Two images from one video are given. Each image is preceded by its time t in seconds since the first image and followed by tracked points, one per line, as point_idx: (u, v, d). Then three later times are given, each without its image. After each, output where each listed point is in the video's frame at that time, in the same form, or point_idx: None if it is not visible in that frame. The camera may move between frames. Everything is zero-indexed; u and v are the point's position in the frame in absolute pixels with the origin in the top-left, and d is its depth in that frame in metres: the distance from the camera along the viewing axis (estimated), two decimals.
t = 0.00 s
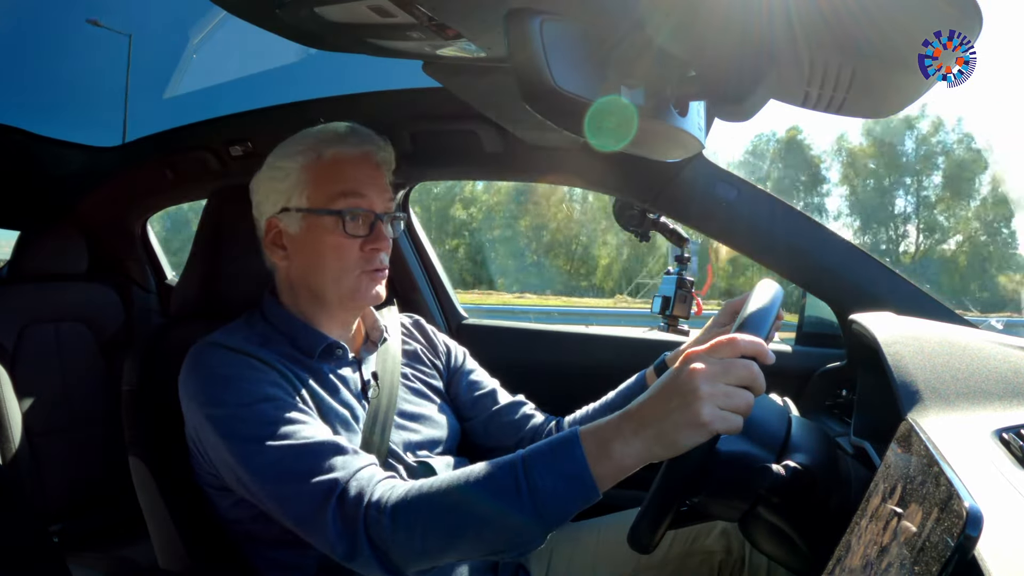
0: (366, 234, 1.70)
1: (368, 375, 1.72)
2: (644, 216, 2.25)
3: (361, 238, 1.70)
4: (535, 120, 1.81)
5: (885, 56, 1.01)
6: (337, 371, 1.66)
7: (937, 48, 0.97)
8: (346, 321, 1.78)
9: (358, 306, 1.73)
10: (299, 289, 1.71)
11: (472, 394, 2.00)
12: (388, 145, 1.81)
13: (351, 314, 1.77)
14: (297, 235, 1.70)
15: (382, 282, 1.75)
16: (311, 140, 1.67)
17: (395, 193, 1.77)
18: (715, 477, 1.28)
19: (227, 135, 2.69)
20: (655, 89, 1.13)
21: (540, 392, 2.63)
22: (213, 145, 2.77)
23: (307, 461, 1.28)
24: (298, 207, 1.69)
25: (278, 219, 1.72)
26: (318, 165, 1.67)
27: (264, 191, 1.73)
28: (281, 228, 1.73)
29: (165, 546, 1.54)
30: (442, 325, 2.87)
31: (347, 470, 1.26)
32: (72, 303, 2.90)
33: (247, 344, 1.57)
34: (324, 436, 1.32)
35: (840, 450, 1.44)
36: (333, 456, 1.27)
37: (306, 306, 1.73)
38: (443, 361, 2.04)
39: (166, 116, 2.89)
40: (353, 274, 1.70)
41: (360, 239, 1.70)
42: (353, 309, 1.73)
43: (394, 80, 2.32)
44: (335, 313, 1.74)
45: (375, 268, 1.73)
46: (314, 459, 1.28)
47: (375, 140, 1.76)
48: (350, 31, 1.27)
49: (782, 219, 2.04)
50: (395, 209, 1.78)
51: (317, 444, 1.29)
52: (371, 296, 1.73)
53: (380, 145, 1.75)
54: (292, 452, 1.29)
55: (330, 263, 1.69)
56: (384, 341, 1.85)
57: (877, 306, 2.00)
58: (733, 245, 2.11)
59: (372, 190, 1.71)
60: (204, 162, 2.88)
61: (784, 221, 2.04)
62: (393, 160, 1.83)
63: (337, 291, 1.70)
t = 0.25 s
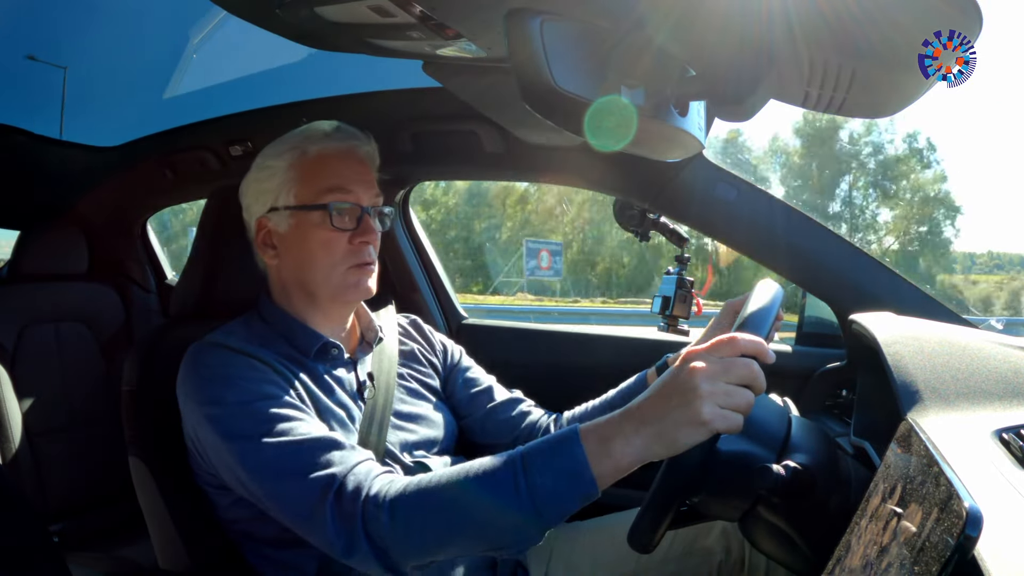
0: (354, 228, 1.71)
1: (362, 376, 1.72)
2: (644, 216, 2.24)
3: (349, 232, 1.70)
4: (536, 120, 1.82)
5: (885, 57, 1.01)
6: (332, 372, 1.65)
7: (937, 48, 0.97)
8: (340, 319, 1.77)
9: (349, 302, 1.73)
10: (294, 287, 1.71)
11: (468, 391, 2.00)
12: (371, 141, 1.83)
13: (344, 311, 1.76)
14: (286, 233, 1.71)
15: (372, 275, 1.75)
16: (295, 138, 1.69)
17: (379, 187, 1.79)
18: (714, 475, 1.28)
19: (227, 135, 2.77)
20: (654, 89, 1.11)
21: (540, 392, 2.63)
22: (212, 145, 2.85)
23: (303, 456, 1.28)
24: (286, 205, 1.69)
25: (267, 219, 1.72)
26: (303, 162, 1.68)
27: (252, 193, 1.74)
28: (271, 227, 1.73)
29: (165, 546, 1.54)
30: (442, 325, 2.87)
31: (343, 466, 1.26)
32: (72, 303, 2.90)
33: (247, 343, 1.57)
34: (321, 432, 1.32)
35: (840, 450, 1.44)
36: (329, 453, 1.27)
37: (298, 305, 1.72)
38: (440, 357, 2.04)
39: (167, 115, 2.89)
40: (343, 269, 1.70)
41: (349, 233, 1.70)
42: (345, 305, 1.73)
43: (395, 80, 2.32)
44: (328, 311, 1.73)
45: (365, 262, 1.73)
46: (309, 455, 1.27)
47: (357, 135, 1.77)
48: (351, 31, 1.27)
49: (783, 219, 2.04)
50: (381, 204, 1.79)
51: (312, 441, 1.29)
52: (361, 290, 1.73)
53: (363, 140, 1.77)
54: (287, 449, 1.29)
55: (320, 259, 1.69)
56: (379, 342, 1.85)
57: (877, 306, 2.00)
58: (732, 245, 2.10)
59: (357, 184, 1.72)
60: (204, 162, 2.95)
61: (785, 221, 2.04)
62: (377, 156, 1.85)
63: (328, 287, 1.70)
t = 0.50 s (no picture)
0: (348, 233, 1.70)
1: (364, 379, 1.73)
2: (644, 216, 2.21)
3: (343, 237, 1.70)
4: (535, 120, 1.82)
5: (885, 57, 1.01)
6: (336, 374, 1.66)
7: (937, 48, 0.97)
8: (343, 323, 1.77)
9: (346, 307, 1.72)
10: (293, 293, 1.70)
11: (466, 386, 2.01)
12: (371, 146, 1.82)
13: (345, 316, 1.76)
14: (282, 239, 1.71)
15: (369, 280, 1.73)
16: (289, 144, 1.69)
17: (377, 191, 1.77)
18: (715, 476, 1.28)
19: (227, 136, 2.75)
20: (654, 90, 1.10)
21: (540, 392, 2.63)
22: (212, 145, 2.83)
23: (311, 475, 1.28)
24: (281, 210, 1.70)
25: (265, 224, 1.73)
26: (296, 167, 1.68)
27: (252, 198, 1.75)
28: (269, 233, 1.73)
29: (165, 545, 1.55)
30: (442, 326, 2.87)
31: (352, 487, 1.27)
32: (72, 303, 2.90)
33: (251, 351, 1.56)
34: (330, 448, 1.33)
35: (840, 450, 1.43)
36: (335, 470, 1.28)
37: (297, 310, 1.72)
38: (434, 351, 2.04)
39: (167, 116, 2.89)
40: (337, 274, 1.69)
41: (342, 238, 1.70)
42: (342, 311, 1.72)
43: (395, 80, 2.32)
44: (326, 317, 1.73)
45: (361, 267, 1.72)
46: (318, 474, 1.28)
47: (354, 140, 1.76)
48: (351, 31, 1.27)
49: (783, 219, 2.04)
50: (379, 208, 1.78)
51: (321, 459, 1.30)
52: (358, 295, 1.72)
53: (359, 144, 1.76)
54: (298, 467, 1.30)
55: (313, 264, 1.69)
56: (380, 345, 1.85)
57: (877, 306, 2.00)
58: (733, 245, 2.11)
59: (351, 189, 1.71)
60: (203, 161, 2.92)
61: (785, 220, 2.04)
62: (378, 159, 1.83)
63: (323, 292, 1.69)
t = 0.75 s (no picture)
0: (325, 245, 1.68)
1: (364, 381, 1.73)
2: (644, 216, 2.24)
3: (319, 249, 1.67)
4: (535, 120, 1.81)
5: (885, 56, 1.01)
6: (336, 376, 1.66)
7: (937, 48, 0.97)
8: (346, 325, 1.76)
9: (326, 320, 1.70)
10: (280, 299, 1.70)
11: (468, 388, 2.01)
12: (366, 155, 1.75)
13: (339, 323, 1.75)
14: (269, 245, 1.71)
15: (347, 295, 1.70)
16: (272, 151, 1.68)
17: (361, 199, 1.71)
18: (716, 478, 1.28)
19: (227, 134, 2.60)
20: (654, 90, 1.10)
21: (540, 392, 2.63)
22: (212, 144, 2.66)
23: (307, 489, 1.30)
24: (266, 217, 1.70)
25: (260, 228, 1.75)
26: (276, 176, 1.67)
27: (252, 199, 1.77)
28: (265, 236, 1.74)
29: (165, 545, 1.54)
30: (442, 325, 2.87)
31: (344, 502, 1.29)
32: (73, 303, 2.90)
33: (252, 353, 1.56)
34: (325, 462, 1.34)
35: (839, 450, 1.43)
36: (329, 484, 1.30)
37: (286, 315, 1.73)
38: (436, 354, 2.04)
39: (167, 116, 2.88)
40: (315, 287, 1.67)
41: (319, 250, 1.67)
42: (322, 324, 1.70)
43: (394, 80, 2.32)
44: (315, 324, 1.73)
45: (340, 281, 1.69)
46: (313, 489, 1.30)
47: (341, 149, 1.71)
48: (350, 31, 1.27)
49: (783, 219, 2.04)
50: (364, 217, 1.72)
51: (316, 474, 1.31)
52: (337, 308, 1.69)
53: (342, 150, 1.71)
54: (294, 480, 1.31)
55: (291, 275, 1.68)
56: (382, 346, 1.85)
57: (877, 306, 2.00)
58: (732, 246, 2.10)
59: (329, 199, 1.67)
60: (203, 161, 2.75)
61: (785, 221, 2.04)
62: (370, 164, 1.76)
63: (304, 303, 1.68)
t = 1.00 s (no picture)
0: (309, 237, 1.68)
1: (361, 380, 1.72)
2: (643, 216, 2.23)
3: (303, 242, 1.68)
4: (536, 120, 1.81)
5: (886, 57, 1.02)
6: (332, 376, 1.66)
7: (937, 48, 0.97)
8: (337, 322, 1.78)
9: (318, 313, 1.71)
10: (274, 298, 1.72)
11: (466, 387, 2.01)
12: (339, 146, 1.78)
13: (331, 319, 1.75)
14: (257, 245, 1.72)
15: (336, 285, 1.70)
16: (252, 154, 1.71)
17: (339, 190, 1.73)
18: (715, 476, 1.29)
19: (228, 134, 2.66)
20: (654, 89, 1.11)
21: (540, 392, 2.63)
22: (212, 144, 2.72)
23: (302, 494, 1.30)
24: (252, 218, 1.71)
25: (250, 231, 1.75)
26: (257, 174, 1.69)
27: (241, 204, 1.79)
28: (253, 239, 1.75)
29: (165, 545, 1.54)
30: (442, 326, 2.87)
31: (337, 506, 1.29)
32: (73, 303, 2.90)
33: (249, 355, 1.56)
34: (320, 466, 1.34)
35: (839, 450, 1.44)
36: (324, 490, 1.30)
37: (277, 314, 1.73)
38: (434, 352, 2.05)
39: (167, 116, 2.88)
40: (303, 280, 1.68)
41: (303, 243, 1.68)
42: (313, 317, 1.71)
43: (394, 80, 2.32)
44: (308, 322, 1.73)
45: (326, 272, 1.69)
46: (308, 495, 1.30)
47: (315, 141, 1.74)
48: (350, 31, 1.27)
49: (784, 219, 2.04)
50: (345, 207, 1.74)
51: (311, 479, 1.31)
52: (326, 300, 1.70)
53: (317, 143, 1.73)
54: (289, 485, 1.31)
55: (280, 271, 1.68)
56: (378, 346, 1.85)
57: (878, 307, 2.00)
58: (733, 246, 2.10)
59: (309, 191, 1.69)
60: (203, 161, 2.83)
61: (786, 222, 2.04)
62: (348, 155, 1.79)
63: (293, 299, 1.69)
